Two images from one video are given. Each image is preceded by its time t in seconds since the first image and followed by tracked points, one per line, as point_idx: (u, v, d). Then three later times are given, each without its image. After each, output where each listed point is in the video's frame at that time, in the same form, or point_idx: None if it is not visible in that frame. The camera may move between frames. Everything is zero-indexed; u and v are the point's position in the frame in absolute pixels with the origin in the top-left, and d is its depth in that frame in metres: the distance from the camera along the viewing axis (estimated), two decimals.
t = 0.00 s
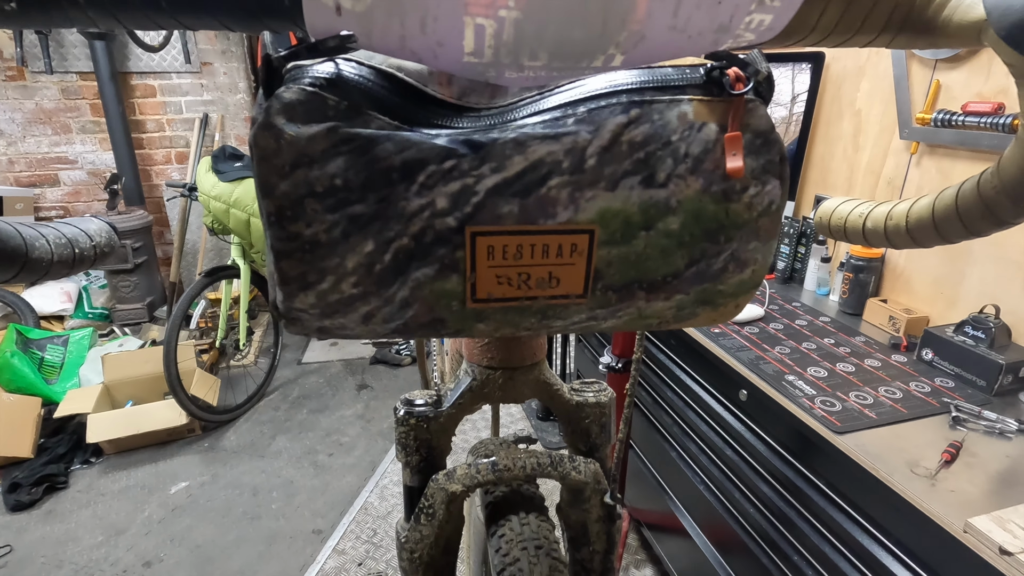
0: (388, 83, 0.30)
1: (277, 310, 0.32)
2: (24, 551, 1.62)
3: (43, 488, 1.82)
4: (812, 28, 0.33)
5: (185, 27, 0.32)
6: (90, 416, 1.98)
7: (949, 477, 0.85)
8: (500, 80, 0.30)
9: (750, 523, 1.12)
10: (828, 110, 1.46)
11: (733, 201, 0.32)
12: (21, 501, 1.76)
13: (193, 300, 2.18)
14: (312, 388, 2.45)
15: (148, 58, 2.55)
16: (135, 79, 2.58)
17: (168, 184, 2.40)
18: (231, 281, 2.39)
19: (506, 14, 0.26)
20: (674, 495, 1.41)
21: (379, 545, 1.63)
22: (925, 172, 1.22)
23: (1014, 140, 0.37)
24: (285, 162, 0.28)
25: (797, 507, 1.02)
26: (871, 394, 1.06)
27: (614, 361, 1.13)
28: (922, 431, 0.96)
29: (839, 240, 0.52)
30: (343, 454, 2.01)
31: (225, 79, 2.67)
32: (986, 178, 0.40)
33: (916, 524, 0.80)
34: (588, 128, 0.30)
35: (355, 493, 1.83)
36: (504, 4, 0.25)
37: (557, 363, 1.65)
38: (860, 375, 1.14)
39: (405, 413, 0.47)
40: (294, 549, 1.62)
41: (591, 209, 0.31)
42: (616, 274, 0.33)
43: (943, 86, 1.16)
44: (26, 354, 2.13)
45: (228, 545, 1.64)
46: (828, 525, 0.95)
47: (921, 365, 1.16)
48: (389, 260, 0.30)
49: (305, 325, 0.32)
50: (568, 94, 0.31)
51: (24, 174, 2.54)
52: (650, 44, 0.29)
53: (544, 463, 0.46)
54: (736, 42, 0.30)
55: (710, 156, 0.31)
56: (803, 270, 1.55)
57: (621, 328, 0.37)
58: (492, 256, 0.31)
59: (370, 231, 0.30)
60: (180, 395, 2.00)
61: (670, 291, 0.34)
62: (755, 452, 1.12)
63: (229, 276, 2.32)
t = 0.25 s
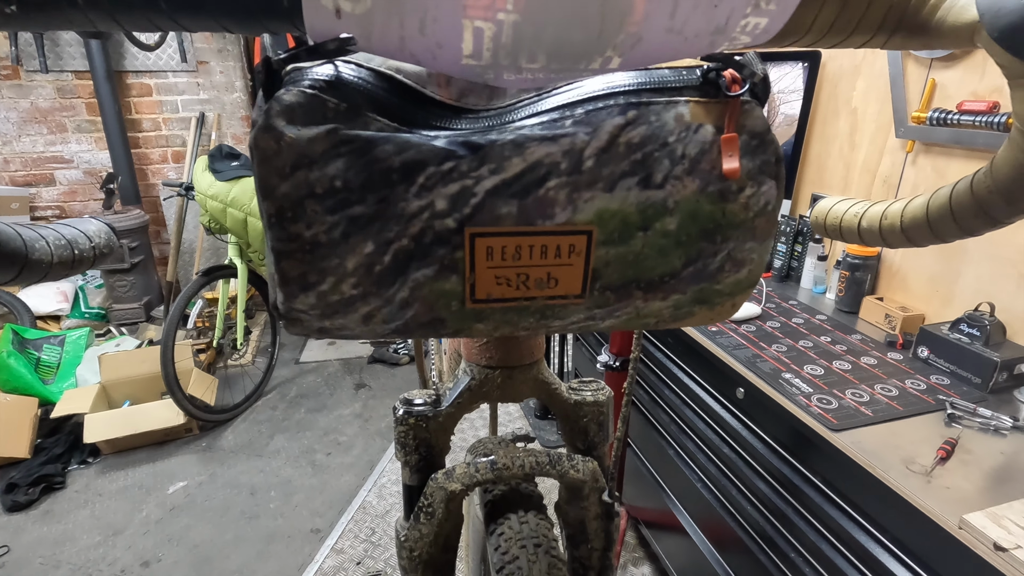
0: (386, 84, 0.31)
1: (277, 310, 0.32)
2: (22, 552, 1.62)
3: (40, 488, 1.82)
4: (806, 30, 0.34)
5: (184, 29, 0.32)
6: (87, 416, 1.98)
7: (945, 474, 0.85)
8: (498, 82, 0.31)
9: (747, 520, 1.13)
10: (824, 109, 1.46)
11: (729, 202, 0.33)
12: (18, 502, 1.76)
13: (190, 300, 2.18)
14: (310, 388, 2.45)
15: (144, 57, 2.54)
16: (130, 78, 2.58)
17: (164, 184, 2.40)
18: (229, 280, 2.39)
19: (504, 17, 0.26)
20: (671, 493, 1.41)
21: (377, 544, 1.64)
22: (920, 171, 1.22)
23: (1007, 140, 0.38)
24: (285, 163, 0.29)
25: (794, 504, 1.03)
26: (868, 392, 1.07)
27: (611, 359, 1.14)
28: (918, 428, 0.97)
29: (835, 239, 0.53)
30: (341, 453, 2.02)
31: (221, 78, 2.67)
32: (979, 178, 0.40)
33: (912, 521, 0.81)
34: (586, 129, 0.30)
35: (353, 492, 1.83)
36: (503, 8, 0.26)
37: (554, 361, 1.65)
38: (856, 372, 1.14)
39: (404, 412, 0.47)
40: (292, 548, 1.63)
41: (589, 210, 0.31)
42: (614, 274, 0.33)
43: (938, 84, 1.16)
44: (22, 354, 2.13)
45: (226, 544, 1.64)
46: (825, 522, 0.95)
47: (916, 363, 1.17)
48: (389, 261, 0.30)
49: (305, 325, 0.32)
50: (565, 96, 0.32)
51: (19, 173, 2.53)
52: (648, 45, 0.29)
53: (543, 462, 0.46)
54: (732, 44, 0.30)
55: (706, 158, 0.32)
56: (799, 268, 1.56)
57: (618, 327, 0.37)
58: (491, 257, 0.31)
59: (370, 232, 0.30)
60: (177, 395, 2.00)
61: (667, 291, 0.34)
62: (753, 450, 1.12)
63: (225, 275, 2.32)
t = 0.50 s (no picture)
0: (403, 94, 0.31)
1: (295, 315, 0.33)
2: (22, 552, 1.62)
3: (40, 488, 1.82)
4: (811, 39, 0.35)
5: (204, 38, 0.32)
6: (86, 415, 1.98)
7: (942, 471, 0.87)
8: (513, 91, 0.31)
9: (746, 517, 1.14)
10: (823, 109, 1.47)
11: (737, 208, 0.33)
12: (18, 501, 1.76)
13: (189, 299, 2.18)
14: (309, 387, 2.45)
15: (141, 56, 2.54)
16: (128, 77, 2.57)
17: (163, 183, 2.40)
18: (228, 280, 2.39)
19: (522, 31, 0.26)
20: (670, 490, 1.42)
21: (377, 543, 1.64)
22: (918, 171, 1.24)
23: (1006, 145, 0.38)
24: (305, 172, 0.29)
25: (793, 502, 1.04)
26: (866, 390, 1.08)
27: (612, 359, 1.16)
28: (915, 426, 0.98)
29: (837, 241, 0.53)
30: (340, 452, 2.02)
31: (219, 76, 2.67)
32: (979, 182, 0.41)
33: (910, 518, 0.82)
34: (598, 138, 0.31)
35: (353, 491, 1.84)
36: (520, 22, 0.26)
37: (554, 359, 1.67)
38: (854, 371, 1.15)
39: (413, 412, 0.48)
40: (292, 547, 1.63)
41: (601, 216, 0.32)
42: (624, 279, 0.34)
43: (936, 85, 1.17)
44: (20, 354, 2.16)
45: (226, 543, 1.65)
46: (823, 519, 0.96)
47: (914, 361, 1.18)
48: (406, 267, 0.31)
49: (323, 329, 0.33)
50: (578, 104, 0.32)
51: (16, 172, 2.52)
52: (660, 56, 0.29)
53: (551, 461, 0.47)
54: (742, 56, 0.31)
55: (715, 165, 0.32)
56: (798, 267, 1.57)
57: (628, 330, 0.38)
58: (506, 263, 0.32)
59: (388, 239, 0.30)
60: (177, 395, 2.00)
61: (676, 295, 0.35)
62: (752, 448, 1.14)
63: (224, 275, 2.32)
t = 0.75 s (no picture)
0: (386, 89, 0.32)
1: (280, 307, 0.34)
2: (17, 551, 1.62)
3: (35, 488, 1.82)
4: (789, 35, 0.35)
5: (190, 35, 0.33)
6: (81, 415, 1.98)
7: (932, 465, 0.87)
8: (494, 86, 0.32)
9: (740, 512, 1.15)
10: (816, 106, 1.48)
11: (715, 200, 0.34)
12: (13, 501, 1.76)
13: (184, 298, 2.18)
14: (305, 385, 2.46)
15: (136, 54, 2.54)
16: (122, 75, 2.57)
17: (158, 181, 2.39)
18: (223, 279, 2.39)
19: (499, 26, 0.27)
20: (665, 487, 1.43)
21: (374, 540, 1.65)
22: (909, 167, 1.25)
23: (983, 139, 0.39)
24: (289, 166, 0.30)
25: (786, 497, 1.05)
26: (857, 385, 1.09)
27: (605, 355, 1.16)
28: (905, 421, 0.99)
29: (821, 236, 0.54)
30: (337, 450, 2.03)
31: (214, 74, 2.67)
32: (957, 176, 0.41)
33: (900, 511, 0.83)
34: (578, 132, 0.31)
35: (349, 489, 1.84)
36: (498, 17, 0.27)
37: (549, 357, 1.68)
38: (845, 366, 1.16)
39: (402, 406, 0.49)
40: (289, 544, 1.64)
41: (581, 209, 0.32)
42: (605, 271, 0.34)
43: (927, 82, 1.18)
44: (16, 353, 2.13)
45: (223, 542, 1.65)
46: (816, 514, 0.97)
47: (905, 357, 1.19)
48: (389, 259, 0.32)
49: (308, 321, 0.33)
50: (558, 99, 0.33)
51: (10, 171, 2.52)
52: (636, 51, 0.30)
53: (538, 453, 0.47)
54: (718, 51, 0.32)
55: (693, 158, 0.33)
56: (791, 264, 1.58)
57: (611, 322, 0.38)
58: (488, 255, 0.32)
59: (370, 231, 0.31)
60: (172, 394, 2.00)
61: (656, 286, 0.35)
62: (745, 443, 1.14)
63: (220, 273, 2.32)
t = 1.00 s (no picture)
0: (397, 89, 0.33)
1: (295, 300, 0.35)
2: (15, 552, 1.62)
3: (31, 488, 1.82)
4: (785, 37, 0.36)
5: (205, 36, 0.34)
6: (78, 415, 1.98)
7: (924, 459, 0.89)
8: (502, 86, 0.33)
9: (736, 508, 1.17)
10: (810, 106, 1.50)
11: (714, 196, 0.35)
12: (9, 502, 1.76)
13: (181, 298, 2.18)
14: (303, 385, 2.46)
15: (130, 53, 2.53)
16: (117, 75, 2.56)
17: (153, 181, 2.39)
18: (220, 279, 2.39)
19: (509, 29, 0.28)
20: (662, 484, 1.45)
21: (372, 539, 1.66)
22: (902, 166, 1.26)
23: (969, 139, 0.40)
24: (306, 163, 0.31)
25: (781, 492, 1.06)
26: (851, 381, 1.11)
27: (603, 352, 1.17)
28: (899, 416, 1.00)
29: (815, 232, 0.55)
30: (334, 450, 2.03)
31: (209, 74, 2.67)
32: (945, 174, 0.43)
33: (893, 504, 0.84)
34: (583, 130, 0.32)
35: (347, 488, 1.85)
36: (508, 21, 0.28)
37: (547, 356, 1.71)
38: (840, 363, 1.18)
39: (408, 399, 0.50)
40: (288, 543, 1.64)
41: (586, 204, 0.33)
42: (609, 264, 0.35)
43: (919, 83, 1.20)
44: (11, 354, 2.14)
45: (221, 541, 1.66)
46: (812, 508, 0.99)
47: (898, 353, 1.21)
48: (401, 253, 0.33)
49: (322, 313, 0.34)
50: (564, 99, 0.34)
51: (5, 171, 2.51)
52: (640, 53, 0.31)
53: (541, 444, 0.49)
54: (717, 53, 0.33)
55: (693, 156, 0.34)
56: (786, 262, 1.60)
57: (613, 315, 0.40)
58: (496, 248, 0.33)
59: (384, 226, 0.32)
60: (169, 394, 2.00)
61: (658, 279, 0.37)
62: (741, 439, 1.16)
63: (217, 273, 2.32)
